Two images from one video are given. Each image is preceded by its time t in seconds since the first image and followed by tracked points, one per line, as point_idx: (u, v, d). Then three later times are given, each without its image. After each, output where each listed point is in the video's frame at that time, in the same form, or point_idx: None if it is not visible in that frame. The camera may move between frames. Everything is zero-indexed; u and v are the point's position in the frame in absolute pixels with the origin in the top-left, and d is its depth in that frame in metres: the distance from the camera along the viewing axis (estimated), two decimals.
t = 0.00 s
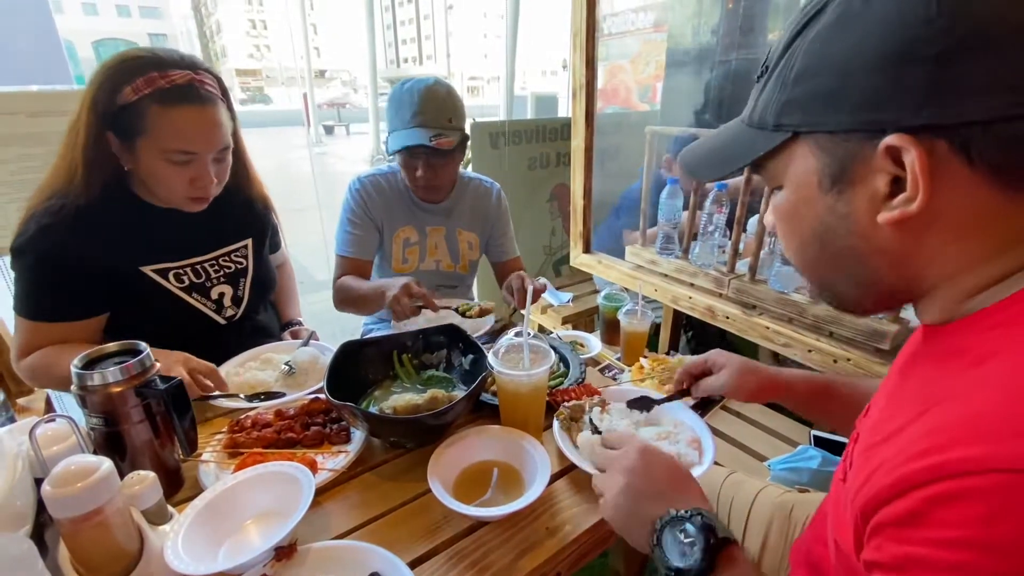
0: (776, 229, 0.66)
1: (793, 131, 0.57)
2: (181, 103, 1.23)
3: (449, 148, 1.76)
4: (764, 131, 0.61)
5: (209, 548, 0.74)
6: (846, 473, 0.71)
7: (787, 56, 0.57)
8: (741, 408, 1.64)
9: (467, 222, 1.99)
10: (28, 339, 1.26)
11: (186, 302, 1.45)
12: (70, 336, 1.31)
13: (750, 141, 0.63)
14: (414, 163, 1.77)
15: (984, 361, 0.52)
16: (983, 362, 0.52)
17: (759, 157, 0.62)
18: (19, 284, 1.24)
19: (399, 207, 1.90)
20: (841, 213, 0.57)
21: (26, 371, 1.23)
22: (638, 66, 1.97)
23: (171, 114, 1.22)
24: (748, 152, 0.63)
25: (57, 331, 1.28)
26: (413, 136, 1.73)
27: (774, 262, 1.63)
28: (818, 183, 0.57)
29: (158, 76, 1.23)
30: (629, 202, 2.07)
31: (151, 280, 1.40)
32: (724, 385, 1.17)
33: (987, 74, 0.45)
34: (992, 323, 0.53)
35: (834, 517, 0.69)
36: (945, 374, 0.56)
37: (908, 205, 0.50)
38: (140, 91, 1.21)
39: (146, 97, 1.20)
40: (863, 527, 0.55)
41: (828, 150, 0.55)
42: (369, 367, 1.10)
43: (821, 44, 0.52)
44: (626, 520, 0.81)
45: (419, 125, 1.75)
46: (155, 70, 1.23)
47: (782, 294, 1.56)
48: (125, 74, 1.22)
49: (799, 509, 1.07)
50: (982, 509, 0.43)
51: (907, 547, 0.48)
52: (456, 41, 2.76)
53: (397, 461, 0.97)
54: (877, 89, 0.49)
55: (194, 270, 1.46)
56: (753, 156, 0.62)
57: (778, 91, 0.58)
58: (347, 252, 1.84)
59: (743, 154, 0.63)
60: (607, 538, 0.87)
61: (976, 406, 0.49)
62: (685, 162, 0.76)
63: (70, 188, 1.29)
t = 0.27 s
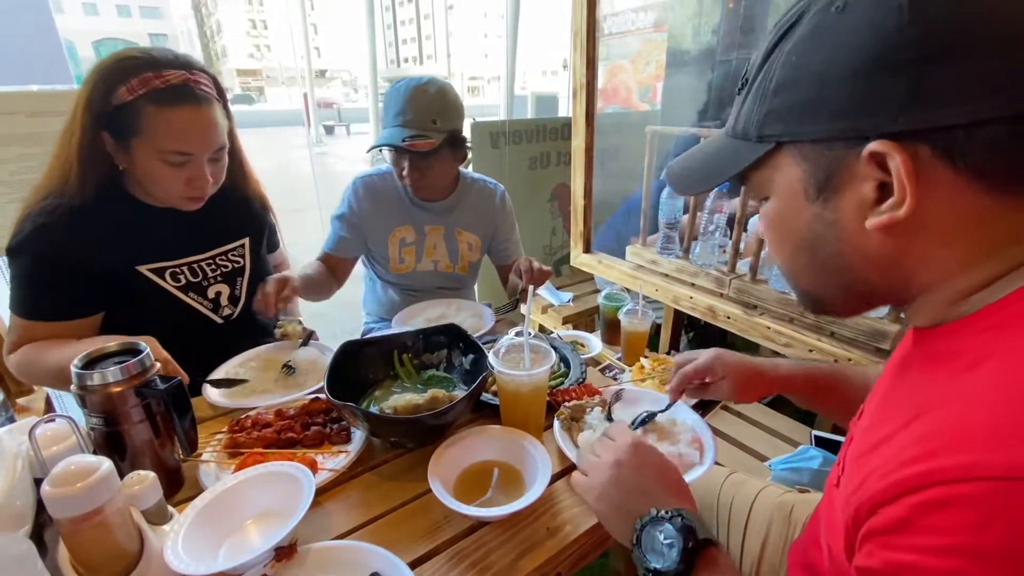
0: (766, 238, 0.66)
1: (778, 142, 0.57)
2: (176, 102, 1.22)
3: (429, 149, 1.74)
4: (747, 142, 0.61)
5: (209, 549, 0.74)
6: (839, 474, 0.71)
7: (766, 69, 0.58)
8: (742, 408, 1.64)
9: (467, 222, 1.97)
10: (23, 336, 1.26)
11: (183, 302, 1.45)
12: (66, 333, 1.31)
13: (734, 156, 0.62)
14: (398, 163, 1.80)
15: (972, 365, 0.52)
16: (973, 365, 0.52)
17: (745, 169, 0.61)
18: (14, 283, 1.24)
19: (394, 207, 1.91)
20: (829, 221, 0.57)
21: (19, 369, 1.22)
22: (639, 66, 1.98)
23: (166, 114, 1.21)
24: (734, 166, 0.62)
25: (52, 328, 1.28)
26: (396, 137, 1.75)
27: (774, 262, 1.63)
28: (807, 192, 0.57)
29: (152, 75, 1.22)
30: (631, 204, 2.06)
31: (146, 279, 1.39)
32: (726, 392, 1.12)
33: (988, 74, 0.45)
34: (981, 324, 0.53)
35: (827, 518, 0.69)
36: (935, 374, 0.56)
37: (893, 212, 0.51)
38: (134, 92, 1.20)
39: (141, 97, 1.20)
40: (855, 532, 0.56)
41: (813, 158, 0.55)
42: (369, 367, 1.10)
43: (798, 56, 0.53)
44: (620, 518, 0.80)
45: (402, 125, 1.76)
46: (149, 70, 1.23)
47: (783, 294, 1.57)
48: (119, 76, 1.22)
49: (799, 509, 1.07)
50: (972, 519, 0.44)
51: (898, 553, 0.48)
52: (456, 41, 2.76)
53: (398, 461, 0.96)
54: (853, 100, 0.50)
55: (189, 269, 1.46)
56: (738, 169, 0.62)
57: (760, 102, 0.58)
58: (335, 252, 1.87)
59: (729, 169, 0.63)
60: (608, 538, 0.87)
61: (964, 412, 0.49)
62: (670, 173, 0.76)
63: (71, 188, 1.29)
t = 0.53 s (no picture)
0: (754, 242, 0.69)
1: (756, 149, 0.61)
2: (159, 100, 1.22)
3: (418, 150, 1.75)
4: (731, 151, 0.65)
5: (208, 548, 0.74)
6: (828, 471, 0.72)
7: (744, 83, 0.62)
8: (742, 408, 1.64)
9: (462, 220, 1.97)
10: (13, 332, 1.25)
11: (172, 300, 1.45)
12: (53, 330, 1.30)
13: (718, 163, 0.67)
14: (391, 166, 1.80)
15: (952, 352, 0.54)
16: (951, 352, 0.54)
17: (729, 175, 0.66)
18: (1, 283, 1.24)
19: (389, 208, 1.91)
20: (808, 222, 0.60)
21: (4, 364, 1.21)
22: (639, 66, 1.98)
23: (149, 112, 1.21)
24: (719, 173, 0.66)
25: (41, 325, 1.27)
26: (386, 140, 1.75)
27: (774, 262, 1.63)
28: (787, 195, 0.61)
29: (134, 73, 1.23)
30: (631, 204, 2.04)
31: (136, 278, 1.40)
32: (723, 385, 1.14)
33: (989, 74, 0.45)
34: (958, 317, 0.56)
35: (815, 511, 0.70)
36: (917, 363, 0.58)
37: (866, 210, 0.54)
38: (115, 89, 1.21)
39: (122, 95, 1.20)
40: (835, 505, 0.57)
41: (789, 162, 0.59)
42: (368, 367, 1.10)
43: (773, 70, 0.58)
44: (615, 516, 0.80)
45: (393, 127, 1.76)
46: (132, 68, 1.23)
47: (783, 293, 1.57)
48: (100, 73, 1.22)
49: (799, 508, 1.07)
50: (933, 476, 0.46)
51: (867, 512, 0.50)
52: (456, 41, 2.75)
53: (397, 461, 0.96)
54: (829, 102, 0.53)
55: (178, 266, 1.45)
56: (723, 174, 0.66)
57: (740, 113, 0.62)
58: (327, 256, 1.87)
59: (714, 177, 0.67)
60: (608, 538, 0.86)
61: (939, 390, 0.51)
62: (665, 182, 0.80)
63: (73, 188, 1.29)
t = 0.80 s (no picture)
0: (742, 241, 0.71)
1: (744, 151, 0.63)
2: (146, 101, 1.22)
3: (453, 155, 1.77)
4: (719, 154, 0.67)
5: (208, 549, 0.73)
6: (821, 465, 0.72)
7: (732, 90, 0.64)
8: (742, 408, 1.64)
9: (458, 221, 1.98)
10: (20, 342, 1.27)
11: (171, 301, 1.45)
12: (58, 337, 1.31)
13: (709, 167, 0.69)
14: (418, 168, 1.76)
15: (933, 344, 0.55)
16: (935, 345, 0.54)
17: (716, 179, 0.68)
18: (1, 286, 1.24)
19: (385, 208, 1.91)
20: (791, 220, 0.62)
21: (18, 375, 1.25)
22: (639, 65, 1.98)
23: (138, 112, 1.21)
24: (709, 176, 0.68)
25: (44, 332, 1.28)
26: (425, 142, 1.73)
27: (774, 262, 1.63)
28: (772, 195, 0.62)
29: (121, 73, 1.23)
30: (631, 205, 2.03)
31: (133, 279, 1.39)
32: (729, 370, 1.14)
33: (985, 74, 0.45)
34: (939, 310, 0.56)
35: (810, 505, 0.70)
36: (903, 355, 0.59)
37: (845, 209, 0.56)
38: (103, 90, 1.21)
39: (109, 96, 1.20)
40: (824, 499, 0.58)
41: (772, 165, 0.61)
42: (367, 368, 1.10)
43: (758, 76, 0.59)
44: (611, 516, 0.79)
45: (427, 131, 1.77)
46: (119, 68, 1.23)
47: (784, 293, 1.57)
48: (88, 73, 1.22)
49: (799, 508, 1.07)
50: (917, 469, 0.46)
51: (853, 504, 0.51)
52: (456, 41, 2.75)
53: (397, 461, 0.96)
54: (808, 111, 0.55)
55: (177, 268, 1.45)
56: (713, 178, 0.68)
57: (728, 118, 0.64)
58: (332, 258, 1.88)
59: (705, 180, 0.69)
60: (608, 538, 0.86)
61: (918, 383, 0.52)
62: (661, 187, 0.84)
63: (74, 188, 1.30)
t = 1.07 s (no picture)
0: (746, 245, 0.71)
1: (744, 155, 0.63)
2: (149, 101, 1.22)
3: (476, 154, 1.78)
4: (720, 154, 0.67)
5: (208, 549, 0.73)
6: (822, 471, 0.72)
7: (731, 90, 0.64)
8: (742, 408, 1.64)
9: (467, 221, 1.98)
10: (21, 339, 1.26)
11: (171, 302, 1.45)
12: (58, 335, 1.31)
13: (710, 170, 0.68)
14: (442, 166, 1.75)
15: (937, 356, 0.54)
16: (940, 355, 0.54)
17: (717, 181, 0.68)
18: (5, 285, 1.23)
19: (398, 205, 1.89)
20: (794, 225, 0.62)
21: (14, 372, 1.23)
22: (639, 65, 1.97)
23: (140, 113, 1.21)
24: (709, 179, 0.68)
25: (44, 330, 1.27)
26: (452, 140, 1.73)
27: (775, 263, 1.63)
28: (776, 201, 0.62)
29: (125, 74, 1.23)
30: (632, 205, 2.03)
31: (134, 280, 1.39)
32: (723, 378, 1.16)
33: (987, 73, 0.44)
34: (943, 320, 0.56)
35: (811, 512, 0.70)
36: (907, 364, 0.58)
37: (850, 214, 0.55)
38: (107, 90, 1.21)
39: (113, 96, 1.20)
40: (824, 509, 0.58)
41: (774, 166, 0.60)
42: (368, 368, 1.10)
43: (758, 76, 0.59)
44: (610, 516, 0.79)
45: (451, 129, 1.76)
46: (122, 69, 1.23)
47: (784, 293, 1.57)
48: (92, 73, 1.22)
49: (800, 508, 1.07)
50: (915, 485, 0.46)
51: (852, 517, 0.50)
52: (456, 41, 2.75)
53: (397, 461, 0.96)
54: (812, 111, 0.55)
55: (178, 269, 1.45)
56: (713, 181, 0.68)
57: (728, 118, 0.64)
58: (348, 250, 1.82)
59: (706, 182, 0.69)
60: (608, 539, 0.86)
61: (923, 396, 0.51)
62: (660, 188, 0.83)
63: (74, 188, 1.30)
